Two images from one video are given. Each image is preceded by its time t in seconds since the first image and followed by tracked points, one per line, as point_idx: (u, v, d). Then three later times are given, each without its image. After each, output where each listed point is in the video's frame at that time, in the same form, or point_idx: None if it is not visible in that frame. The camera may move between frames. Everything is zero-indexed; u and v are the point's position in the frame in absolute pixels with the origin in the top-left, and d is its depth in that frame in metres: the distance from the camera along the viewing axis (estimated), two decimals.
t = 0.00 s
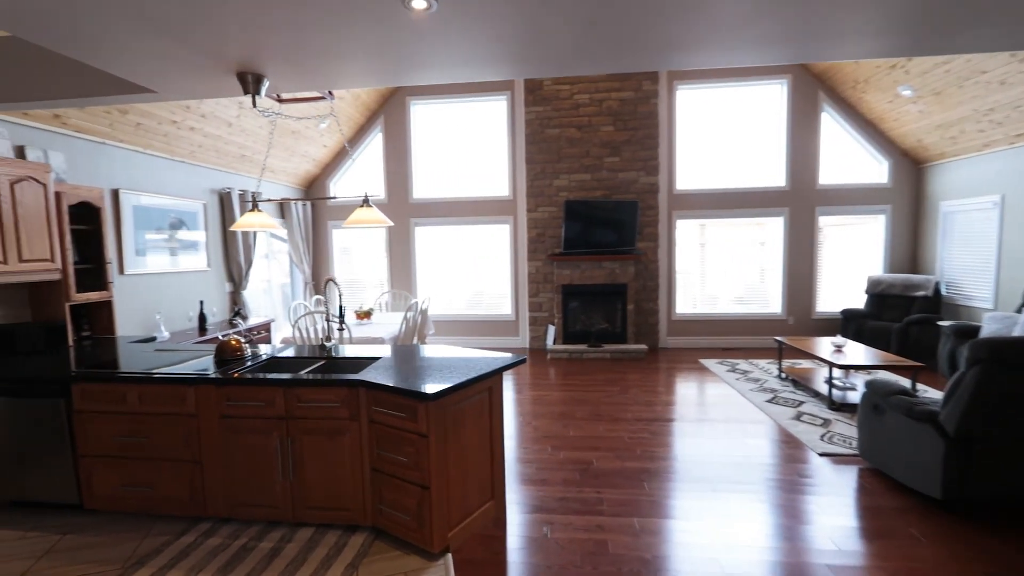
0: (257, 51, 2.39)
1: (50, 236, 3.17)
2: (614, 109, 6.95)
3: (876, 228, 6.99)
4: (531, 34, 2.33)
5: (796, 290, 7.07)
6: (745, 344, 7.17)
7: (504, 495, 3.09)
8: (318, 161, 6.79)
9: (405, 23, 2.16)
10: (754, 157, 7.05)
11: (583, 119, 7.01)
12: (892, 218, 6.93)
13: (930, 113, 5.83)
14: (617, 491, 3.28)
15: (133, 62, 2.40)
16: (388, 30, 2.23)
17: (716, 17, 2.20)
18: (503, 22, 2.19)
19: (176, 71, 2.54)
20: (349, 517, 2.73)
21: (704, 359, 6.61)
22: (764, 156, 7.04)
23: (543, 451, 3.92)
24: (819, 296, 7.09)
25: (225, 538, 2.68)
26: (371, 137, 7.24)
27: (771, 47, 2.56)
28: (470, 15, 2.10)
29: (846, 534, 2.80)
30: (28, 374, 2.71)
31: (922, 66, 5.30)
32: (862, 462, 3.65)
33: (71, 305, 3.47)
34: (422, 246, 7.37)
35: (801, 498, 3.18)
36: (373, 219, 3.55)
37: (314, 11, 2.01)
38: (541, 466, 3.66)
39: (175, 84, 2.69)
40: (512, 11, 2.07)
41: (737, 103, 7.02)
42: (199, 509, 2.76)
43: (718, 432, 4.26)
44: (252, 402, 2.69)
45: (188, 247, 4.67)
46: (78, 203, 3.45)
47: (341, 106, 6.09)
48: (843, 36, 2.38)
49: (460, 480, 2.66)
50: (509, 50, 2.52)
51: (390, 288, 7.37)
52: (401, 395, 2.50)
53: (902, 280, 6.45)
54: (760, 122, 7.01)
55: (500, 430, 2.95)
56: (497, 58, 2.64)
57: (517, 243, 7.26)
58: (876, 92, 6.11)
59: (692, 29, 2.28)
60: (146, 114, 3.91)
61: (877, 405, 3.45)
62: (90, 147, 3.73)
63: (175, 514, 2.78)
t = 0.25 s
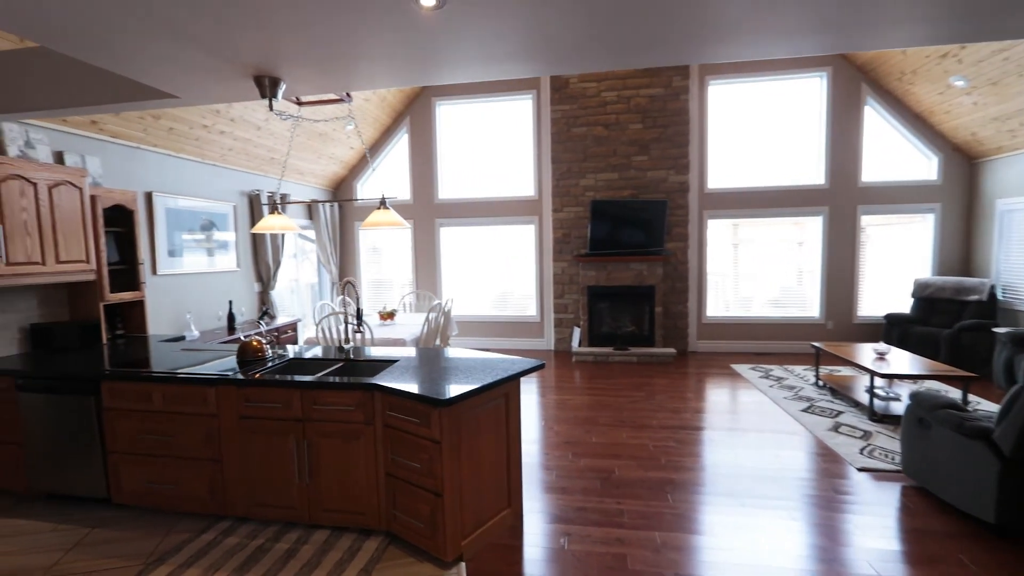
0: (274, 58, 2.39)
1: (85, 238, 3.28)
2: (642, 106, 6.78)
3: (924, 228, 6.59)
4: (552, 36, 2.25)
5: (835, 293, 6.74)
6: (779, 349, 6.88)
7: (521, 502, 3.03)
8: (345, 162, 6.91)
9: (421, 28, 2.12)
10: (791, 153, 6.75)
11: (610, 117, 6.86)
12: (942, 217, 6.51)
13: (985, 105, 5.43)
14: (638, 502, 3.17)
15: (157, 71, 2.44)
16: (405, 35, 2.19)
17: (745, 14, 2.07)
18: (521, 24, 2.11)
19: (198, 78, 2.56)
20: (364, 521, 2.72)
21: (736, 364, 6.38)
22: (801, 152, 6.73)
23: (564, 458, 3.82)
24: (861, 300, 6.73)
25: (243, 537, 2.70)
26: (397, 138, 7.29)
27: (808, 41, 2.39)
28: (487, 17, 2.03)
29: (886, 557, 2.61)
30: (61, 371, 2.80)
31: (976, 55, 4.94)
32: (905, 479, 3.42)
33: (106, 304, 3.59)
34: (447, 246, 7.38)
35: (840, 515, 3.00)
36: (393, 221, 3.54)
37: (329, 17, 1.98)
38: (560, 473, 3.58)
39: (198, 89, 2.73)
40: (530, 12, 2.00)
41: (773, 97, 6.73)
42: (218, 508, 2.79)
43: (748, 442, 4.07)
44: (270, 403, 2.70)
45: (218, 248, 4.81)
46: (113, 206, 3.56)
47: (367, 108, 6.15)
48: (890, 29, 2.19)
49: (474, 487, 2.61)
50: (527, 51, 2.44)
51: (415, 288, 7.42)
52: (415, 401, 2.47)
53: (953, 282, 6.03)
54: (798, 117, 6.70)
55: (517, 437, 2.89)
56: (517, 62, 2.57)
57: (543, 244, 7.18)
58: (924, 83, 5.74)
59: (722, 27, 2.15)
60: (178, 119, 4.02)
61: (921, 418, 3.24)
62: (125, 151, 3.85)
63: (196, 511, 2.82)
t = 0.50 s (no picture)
0: (296, 63, 2.40)
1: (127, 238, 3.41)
2: (677, 102, 6.58)
3: (985, 228, 6.12)
4: (579, 33, 2.16)
5: (884, 297, 6.34)
6: (822, 355, 6.53)
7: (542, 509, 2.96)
8: (376, 163, 7.03)
9: (445, 28, 2.06)
10: (836, 149, 6.40)
11: (644, 115, 6.69)
12: (1006, 216, 6.03)
13: None
14: (666, 514, 3.04)
15: (189, 80, 2.49)
16: (429, 35, 2.14)
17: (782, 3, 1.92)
18: (547, 21, 2.03)
19: (228, 85, 2.60)
20: (384, 522, 2.71)
21: (774, 370, 6.10)
22: (847, 148, 6.37)
23: (589, 464, 3.72)
24: (913, 304, 6.31)
25: (267, 533, 2.74)
26: (427, 138, 7.34)
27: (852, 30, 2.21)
28: (511, 15, 1.96)
29: None
30: (102, 366, 2.92)
31: None
32: (960, 500, 3.16)
33: (147, 302, 3.73)
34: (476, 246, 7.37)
35: (888, 537, 2.78)
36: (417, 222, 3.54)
37: (349, 21, 1.96)
38: (585, 480, 3.48)
39: (230, 95, 2.78)
40: (557, 8, 1.91)
41: (817, 90, 6.40)
42: (244, 503, 2.84)
43: (785, 453, 3.87)
44: (293, 402, 2.73)
45: (253, 248, 4.96)
46: (153, 208, 3.70)
47: (397, 110, 6.21)
48: (946, 13, 2.01)
49: (494, 493, 2.56)
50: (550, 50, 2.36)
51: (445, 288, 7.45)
52: (434, 404, 2.44)
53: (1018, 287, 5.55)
54: (844, 111, 6.34)
55: (538, 442, 2.82)
56: (543, 61, 2.50)
57: (573, 244, 7.07)
58: (986, 71, 5.32)
59: (756, 17, 2.01)
60: (214, 123, 4.15)
61: (979, 433, 2.99)
62: (165, 155, 4.00)
63: (223, 506, 2.88)
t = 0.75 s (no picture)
0: (322, 68, 2.42)
1: (171, 239, 3.56)
2: (716, 98, 6.35)
3: None
4: (606, 28, 2.08)
5: (943, 301, 5.91)
6: (872, 361, 6.15)
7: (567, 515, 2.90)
8: (409, 164, 7.13)
9: (467, 28, 2.03)
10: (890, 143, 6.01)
11: (680, 111, 6.50)
12: None
13: None
14: (696, 525, 2.91)
15: (224, 87, 2.56)
16: (452, 35, 2.11)
17: None
18: (572, 17, 1.97)
19: (261, 91, 2.66)
20: (406, 521, 2.72)
21: (819, 377, 5.79)
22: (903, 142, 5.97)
23: (618, 470, 3.63)
24: (976, 309, 5.85)
25: (295, 527, 2.80)
26: (460, 139, 7.38)
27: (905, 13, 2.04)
28: (535, 11, 1.91)
29: None
30: (145, 361, 3.06)
31: None
32: None
33: (189, 300, 3.89)
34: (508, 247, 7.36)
35: (942, 562, 2.57)
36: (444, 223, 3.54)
37: (369, 23, 1.95)
38: (612, 486, 3.39)
39: (263, 101, 2.85)
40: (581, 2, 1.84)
41: (869, 81, 6.03)
42: (274, 496, 2.91)
43: (828, 465, 3.65)
44: (320, 400, 2.78)
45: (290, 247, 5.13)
46: (196, 209, 3.85)
47: (429, 111, 6.27)
48: None
49: (516, 496, 2.52)
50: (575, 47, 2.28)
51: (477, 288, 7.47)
52: (456, 405, 2.42)
53: None
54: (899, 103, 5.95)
55: (563, 446, 2.75)
56: (571, 59, 2.43)
57: (606, 244, 6.95)
58: None
59: (794, 5, 1.88)
60: (253, 127, 4.30)
61: None
62: (207, 159, 4.17)
63: (255, 498, 2.96)
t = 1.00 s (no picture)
0: (348, 74, 2.46)
1: (212, 241, 3.72)
2: (755, 93, 6.12)
3: None
4: (628, 26, 2.01)
5: (1007, 307, 5.48)
6: (926, 370, 5.77)
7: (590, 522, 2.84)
8: (442, 166, 7.22)
9: (487, 29, 2.01)
10: (947, 138, 5.62)
11: (717, 108, 6.29)
12: None
13: None
14: (725, 537, 2.80)
15: (255, 95, 2.64)
16: (471, 37, 2.10)
17: None
18: (592, 16, 1.91)
19: (291, 98, 2.74)
20: (428, 521, 2.74)
21: (866, 385, 5.48)
22: (962, 135, 5.57)
23: (645, 477, 3.53)
24: None
25: (321, 522, 2.86)
26: (491, 140, 7.40)
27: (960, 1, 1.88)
28: (554, 11, 1.86)
29: None
30: (185, 357, 3.20)
31: None
32: None
33: (228, 300, 4.05)
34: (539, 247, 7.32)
35: None
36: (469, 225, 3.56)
37: (389, 28, 1.96)
38: (639, 494, 3.31)
39: (294, 107, 2.93)
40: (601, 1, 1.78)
41: (924, 71, 5.65)
42: (303, 492, 2.99)
43: (871, 480, 3.44)
44: (346, 399, 2.83)
45: (324, 249, 5.28)
46: (234, 212, 4.01)
47: (461, 112, 6.32)
48: None
49: (536, 501, 2.50)
50: (598, 47, 2.23)
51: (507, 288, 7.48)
52: (476, 408, 2.42)
53: None
54: (959, 94, 5.55)
55: (586, 452, 2.70)
56: (595, 57, 2.37)
57: (639, 245, 6.82)
58: None
59: None
60: (290, 132, 4.44)
61: None
62: (246, 163, 4.34)
63: (284, 493, 3.05)
